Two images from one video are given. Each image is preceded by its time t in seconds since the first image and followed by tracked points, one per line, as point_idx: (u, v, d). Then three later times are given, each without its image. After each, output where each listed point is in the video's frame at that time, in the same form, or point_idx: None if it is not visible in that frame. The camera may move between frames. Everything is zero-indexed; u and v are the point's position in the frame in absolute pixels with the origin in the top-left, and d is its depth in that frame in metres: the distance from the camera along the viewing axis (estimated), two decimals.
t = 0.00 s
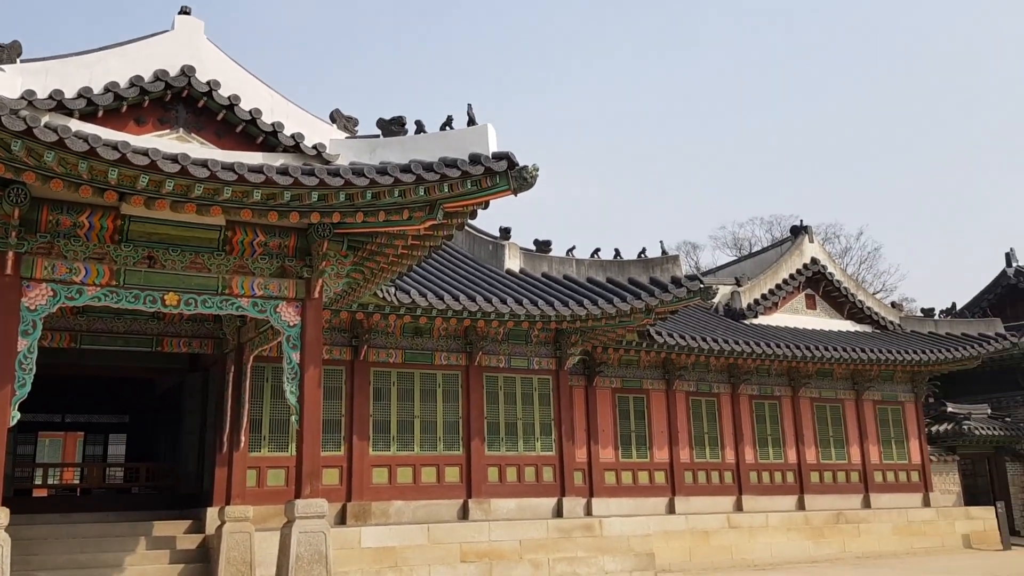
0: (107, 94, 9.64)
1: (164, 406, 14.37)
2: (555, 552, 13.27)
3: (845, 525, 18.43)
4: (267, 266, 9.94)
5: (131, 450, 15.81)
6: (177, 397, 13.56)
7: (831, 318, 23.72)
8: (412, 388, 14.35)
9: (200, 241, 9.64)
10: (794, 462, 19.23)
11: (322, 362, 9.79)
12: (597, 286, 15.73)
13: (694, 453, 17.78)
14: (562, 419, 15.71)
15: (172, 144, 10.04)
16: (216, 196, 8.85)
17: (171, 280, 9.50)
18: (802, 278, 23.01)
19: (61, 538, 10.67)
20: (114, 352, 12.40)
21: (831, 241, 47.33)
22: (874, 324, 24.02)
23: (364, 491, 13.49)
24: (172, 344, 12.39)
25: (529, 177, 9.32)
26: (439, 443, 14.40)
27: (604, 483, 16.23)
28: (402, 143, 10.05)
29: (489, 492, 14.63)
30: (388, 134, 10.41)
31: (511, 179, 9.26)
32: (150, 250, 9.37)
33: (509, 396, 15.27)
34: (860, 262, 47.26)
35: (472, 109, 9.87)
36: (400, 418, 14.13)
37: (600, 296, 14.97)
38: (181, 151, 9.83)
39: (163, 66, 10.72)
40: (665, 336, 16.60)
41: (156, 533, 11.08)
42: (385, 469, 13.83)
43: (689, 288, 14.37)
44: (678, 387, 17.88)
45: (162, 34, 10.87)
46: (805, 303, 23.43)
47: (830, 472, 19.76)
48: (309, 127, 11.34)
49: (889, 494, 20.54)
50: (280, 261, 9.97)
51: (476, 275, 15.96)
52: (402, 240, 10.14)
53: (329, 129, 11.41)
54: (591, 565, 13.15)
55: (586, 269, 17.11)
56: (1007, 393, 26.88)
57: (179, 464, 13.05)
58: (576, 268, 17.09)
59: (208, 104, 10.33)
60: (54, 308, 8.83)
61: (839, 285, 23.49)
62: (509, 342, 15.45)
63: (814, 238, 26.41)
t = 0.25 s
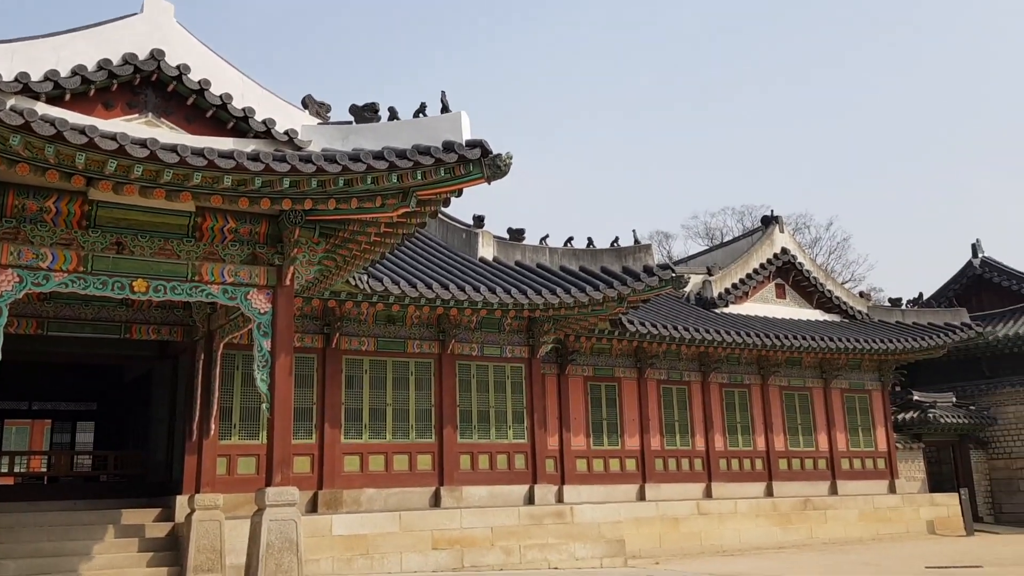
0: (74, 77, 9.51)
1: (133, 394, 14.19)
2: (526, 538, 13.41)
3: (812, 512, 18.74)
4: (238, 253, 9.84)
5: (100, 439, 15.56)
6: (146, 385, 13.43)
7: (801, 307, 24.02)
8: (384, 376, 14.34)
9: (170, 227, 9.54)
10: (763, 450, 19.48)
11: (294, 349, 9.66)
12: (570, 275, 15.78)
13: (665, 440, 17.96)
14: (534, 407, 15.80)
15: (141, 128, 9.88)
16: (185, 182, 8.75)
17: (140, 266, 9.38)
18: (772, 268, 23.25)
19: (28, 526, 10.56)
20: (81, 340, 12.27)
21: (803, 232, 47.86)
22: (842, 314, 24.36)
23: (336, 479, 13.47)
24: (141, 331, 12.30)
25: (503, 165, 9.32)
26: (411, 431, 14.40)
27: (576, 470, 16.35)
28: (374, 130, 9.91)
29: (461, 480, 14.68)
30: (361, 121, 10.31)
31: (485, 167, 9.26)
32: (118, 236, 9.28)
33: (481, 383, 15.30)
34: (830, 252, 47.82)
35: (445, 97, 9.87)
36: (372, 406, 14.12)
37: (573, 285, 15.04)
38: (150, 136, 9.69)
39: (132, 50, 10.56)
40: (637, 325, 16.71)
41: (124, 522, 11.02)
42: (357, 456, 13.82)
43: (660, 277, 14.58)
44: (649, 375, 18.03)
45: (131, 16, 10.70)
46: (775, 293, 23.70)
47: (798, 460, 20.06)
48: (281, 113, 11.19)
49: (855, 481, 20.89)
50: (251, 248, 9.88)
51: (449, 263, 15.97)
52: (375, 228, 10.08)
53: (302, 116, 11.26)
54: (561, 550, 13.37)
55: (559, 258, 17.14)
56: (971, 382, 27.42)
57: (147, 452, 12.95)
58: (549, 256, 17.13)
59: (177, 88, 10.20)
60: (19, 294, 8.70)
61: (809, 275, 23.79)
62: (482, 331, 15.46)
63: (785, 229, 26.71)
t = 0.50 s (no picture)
0: (58, 64, 9.44)
1: (119, 382, 14.15)
2: (513, 527, 13.48)
3: (797, 500, 18.91)
4: (223, 241, 9.79)
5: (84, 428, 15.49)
6: (132, 373, 13.40)
7: (787, 297, 24.15)
8: (372, 365, 14.34)
9: (156, 215, 9.49)
10: (749, 439, 19.61)
11: (280, 337, 9.60)
12: (557, 264, 15.80)
13: (651, 429, 18.05)
14: (521, 396, 15.84)
15: (126, 115, 9.79)
16: (171, 169, 8.70)
17: (125, 254, 9.33)
18: (758, 258, 23.41)
19: (13, 514, 10.53)
20: (66, 328, 12.24)
21: (790, 222, 48.00)
22: (828, 304, 24.51)
23: (322, 468, 13.47)
24: (127, 319, 12.22)
25: (490, 154, 9.30)
26: (398, 419, 14.42)
27: (563, 459, 16.42)
28: (363, 117, 9.85)
29: (448, 468, 14.72)
30: (348, 109, 10.28)
31: (472, 156, 9.25)
32: (103, 224, 9.22)
33: (468, 372, 15.32)
34: (818, 242, 48.01)
35: (433, 84, 9.83)
36: (359, 395, 14.12)
37: (560, 274, 15.06)
38: (136, 123, 9.62)
39: (117, 36, 10.49)
40: (624, 314, 16.76)
41: (110, 510, 11.00)
42: (344, 445, 13.83)
43: (647, 266, 14.63)
44: (636, 364, 18.10)
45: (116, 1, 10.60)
46: (762, 283, 23.82)
47: (783, 448, 20.21)
48: (267, 100, 11.12)
49: (839, 470, 21.05)
50: (237, 236, 9.83)
51: (437, 252, 15.96)
52: (362, 217, 10.05)
53: (288, 103, 11.26)
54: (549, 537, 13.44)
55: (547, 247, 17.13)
56: (955, 372, 27.66)
57: (133, 441, 12.93)
58: (537, 246, 17.12)
59: (163, 75, 10.11)
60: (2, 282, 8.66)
61: (795, 265, 23.91)
62: (469, 320, 15.47)
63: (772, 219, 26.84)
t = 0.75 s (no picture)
0: (54, 60, 9.42)
1: (115, 380, 14.15)
2: (509, 524, 13.54)
3: (793, 497, 18.96)
4: (220, 239, 9.78)
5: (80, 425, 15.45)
6: (128, 371, 13.39)
7: (783, 295, 24.17)
8: (368, 362, 14.34)
9: (152, 213, 9.47)
10: (745, 436, 19.65)
11: (276, 335, 9.61)
12: (554, 262, 15.81)
13: (648, 427, 18.07)
14: (518, 393, 15.85)
15: (122, 112, 9.77)
16: (167, 166, 8.68)
17: (121, 252, 9.32)
18: (755, 256, 23.40)
19: (10, 512, 10.52)
20: (62, 325, 12.23)
21: (785, 220, 47.96)
22: (824, 301, 24.54)
23: (319, 465, 13.48)
24: (123, 317, 12.19)
25: (487, 151, 9.33)
26: (395, 417, 14.42)
27: (559, 456, 16.44)
28: (359, 114, 9.77)
29: (444, 466, 14.73)
30: (344, 105, 10.27)
31: (469, 153, 9.26)
32: (99, 221, 9.21)
33: (465, 369, 15.33)
34: (813, 239, 48.03)
35: (428, 81, 9.82)
36: (355, 392, 14.12)
37: (557, 271, 15.06)
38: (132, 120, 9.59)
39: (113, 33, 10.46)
40: (621, 312, 16.78)
41: (106, 508, 11.00)
42: (341, 443, 13.84)
43: (644, 264, 14.61)
44: (633, 361, 18.13)
45: None
46: (758, 280, 23.84)
47: (779, 446, 20.24)
48: (263, 97, 11.10)
49: (835, 467, 21.09)
50: (234, 234, 9.82)
51: (433, 249, 15.96)
52: (359, 214, 10.04)
53: (284, 100, 11.20)
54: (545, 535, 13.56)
55: (544, 244, 17.11)
56: (950, 369, 27.73)
57: (130, 438, 12.94)
58: (534, 243, 17.10)
59: (159, 72, 10.09)
60: None
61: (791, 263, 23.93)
62: (465, 317, 15.48)
63: (768, 217, 26.88)
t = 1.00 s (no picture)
0: (46, 55, 9.37)
1: (107, 376, 14.14)
2: (502, 521, 13.62)
3: (786, 494, 19.02)
4: (213, 234, 9.74)
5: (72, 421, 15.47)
6: (120, 367, 13.37)
7: (777, 292, 24.23)
8: (361, 358, 14.33)
9: (145, 209, 9.44)
10: (737, 433, 19.71)
11: (269, 331, 9.57)
12: (548, 259, 15.81)
13: (641, 424, 18.11)
14: (511, 389, 15.85)
15: (115, 106, 9.71)
16: (160, 162, 8.66)
17: (114, 247, 9.29)
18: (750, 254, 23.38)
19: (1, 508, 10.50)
20: (54, 320, 12.20)
21: (779, 217, 47.99)
22: (817, 299, 24.60)
23: (312, 462, 13.47)
24: (115, 313, 12.19)
25: (481, 148, 9.28)
26: (388, 413, 14.42)
27: (552, 453, 16.46)
28: (353, 111, 9.76)
29: (437, 462, 14.73)
30: (337, 101, 10.29)
31: (463, 150, 9.23)
32: (92, 216, 9.17)
33: (458, 366, 15.33)
34: (806, 236, 48.11)
35: (422, 78, 9.84)
36: (348, 389, 14.12)
37: (551, 268, 15.07)
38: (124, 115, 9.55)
39: (105, 28, 10.41)
40: (614, 309, 16.80)
41: (98, 504, 10.98)
42: (334, 439, 13.83)
43: (638, 261, 14.63)
44: (626, 359, 18.16)
45: None
46: (752, 277, 23.89)
47: (772, 443, 20.31)
48: (257, 93, 11.07)
49: (827, 464, 21.16)
50: (227, 229, 9.78)
51: (427, 246, 15.95)
52: (353, 210, 10.01)
53: (279, 97, 11.09)
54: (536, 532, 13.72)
55: (537, 241, 17.13)
56: (942, 367, 27.84)
57: (122, 434, 12.93)
58: (528, 240, 17.11)
59: (152, 67, 10.03)
60: None
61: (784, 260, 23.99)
62: (459, 314, 15.47)
63: (761, 215, 26.94)
